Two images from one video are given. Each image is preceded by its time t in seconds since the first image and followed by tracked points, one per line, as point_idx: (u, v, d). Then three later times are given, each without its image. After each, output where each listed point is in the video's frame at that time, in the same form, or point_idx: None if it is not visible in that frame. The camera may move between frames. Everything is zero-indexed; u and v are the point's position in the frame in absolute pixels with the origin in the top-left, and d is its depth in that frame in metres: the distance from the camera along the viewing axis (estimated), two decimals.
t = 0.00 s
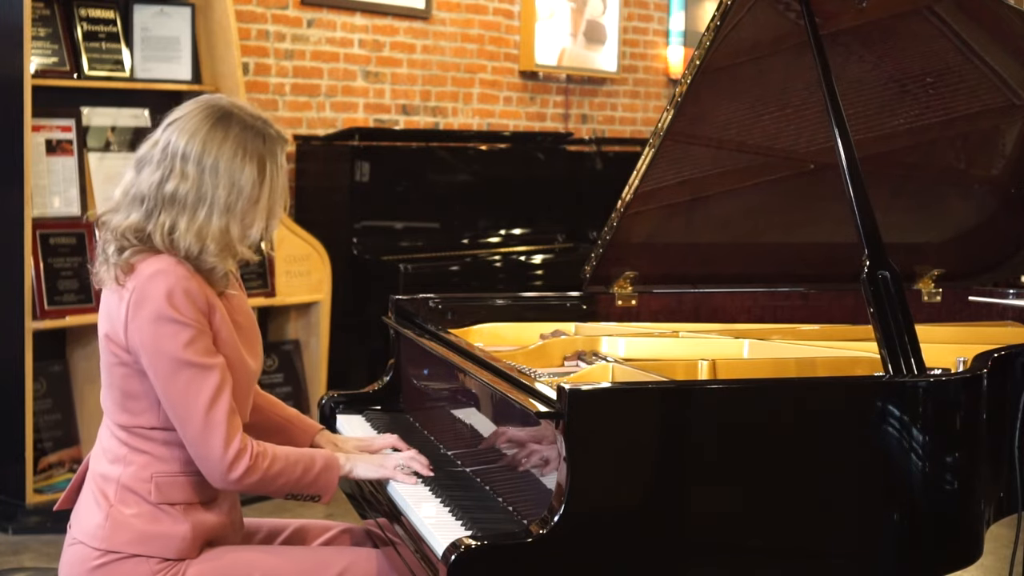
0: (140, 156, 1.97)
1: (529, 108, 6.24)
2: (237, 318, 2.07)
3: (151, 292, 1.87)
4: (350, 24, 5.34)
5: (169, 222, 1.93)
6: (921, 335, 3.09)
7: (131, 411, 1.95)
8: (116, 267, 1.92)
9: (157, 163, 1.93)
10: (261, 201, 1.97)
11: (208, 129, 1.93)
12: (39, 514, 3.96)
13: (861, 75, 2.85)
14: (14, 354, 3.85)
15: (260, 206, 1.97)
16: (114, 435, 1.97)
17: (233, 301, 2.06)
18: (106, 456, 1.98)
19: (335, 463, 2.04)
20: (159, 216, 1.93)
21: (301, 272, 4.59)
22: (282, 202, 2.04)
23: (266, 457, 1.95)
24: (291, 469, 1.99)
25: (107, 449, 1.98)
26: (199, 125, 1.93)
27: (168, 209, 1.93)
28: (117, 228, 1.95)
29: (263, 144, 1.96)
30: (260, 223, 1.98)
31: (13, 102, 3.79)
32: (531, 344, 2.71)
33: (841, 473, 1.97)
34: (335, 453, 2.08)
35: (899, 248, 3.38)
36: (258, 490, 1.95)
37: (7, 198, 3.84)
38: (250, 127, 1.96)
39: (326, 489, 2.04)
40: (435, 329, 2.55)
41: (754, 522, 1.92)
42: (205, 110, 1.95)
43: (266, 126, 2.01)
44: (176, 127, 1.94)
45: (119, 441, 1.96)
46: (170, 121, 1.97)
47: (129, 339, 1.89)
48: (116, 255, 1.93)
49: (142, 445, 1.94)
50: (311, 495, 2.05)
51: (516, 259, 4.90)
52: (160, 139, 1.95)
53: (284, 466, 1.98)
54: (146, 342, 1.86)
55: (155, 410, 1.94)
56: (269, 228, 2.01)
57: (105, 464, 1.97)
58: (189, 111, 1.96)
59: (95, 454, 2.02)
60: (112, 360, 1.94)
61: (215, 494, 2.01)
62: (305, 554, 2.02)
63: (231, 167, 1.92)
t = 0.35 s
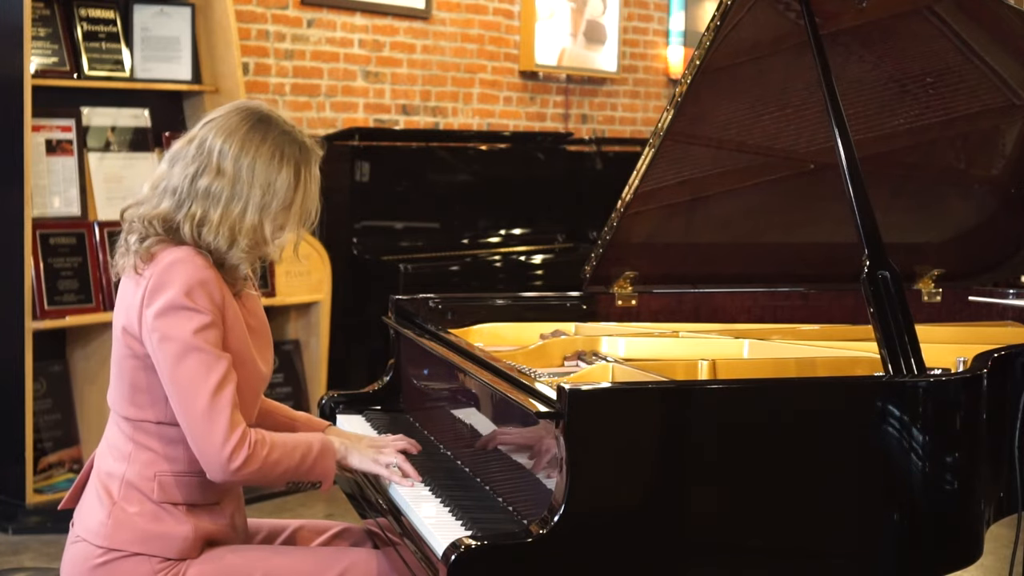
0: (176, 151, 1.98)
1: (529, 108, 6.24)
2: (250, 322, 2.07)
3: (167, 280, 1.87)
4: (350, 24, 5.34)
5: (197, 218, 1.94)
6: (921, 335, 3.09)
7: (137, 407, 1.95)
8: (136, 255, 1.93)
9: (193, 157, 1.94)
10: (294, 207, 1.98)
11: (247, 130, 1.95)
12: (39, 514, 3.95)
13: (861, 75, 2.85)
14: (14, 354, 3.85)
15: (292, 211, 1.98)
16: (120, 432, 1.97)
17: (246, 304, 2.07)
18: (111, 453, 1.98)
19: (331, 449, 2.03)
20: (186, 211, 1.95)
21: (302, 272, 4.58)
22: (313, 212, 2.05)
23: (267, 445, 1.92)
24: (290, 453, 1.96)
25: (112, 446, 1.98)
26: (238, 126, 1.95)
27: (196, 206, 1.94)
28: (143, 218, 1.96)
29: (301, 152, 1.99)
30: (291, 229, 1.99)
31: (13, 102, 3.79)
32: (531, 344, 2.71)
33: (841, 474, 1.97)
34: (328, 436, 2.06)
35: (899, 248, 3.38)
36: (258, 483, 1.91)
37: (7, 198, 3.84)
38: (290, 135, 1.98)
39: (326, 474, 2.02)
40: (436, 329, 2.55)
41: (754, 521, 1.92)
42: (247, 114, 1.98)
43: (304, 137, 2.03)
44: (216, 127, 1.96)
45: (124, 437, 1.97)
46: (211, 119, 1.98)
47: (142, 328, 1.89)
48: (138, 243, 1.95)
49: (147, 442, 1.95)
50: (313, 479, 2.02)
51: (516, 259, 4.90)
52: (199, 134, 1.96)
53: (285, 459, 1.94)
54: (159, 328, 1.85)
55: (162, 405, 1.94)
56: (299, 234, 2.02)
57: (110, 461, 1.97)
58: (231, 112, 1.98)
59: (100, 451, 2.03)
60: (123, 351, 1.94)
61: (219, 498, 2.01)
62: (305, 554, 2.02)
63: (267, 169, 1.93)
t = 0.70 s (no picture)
0: (194, 150, 1.99)
1: (529, 108, 6.24)
2: (253, 323, 2.07)
3: (174, 276, 1.88)
4: (351, 24, 5.34)
5: (212, 218, 1.95)
6: (921, 335, 3.09)
7: (139, 403, 1.95)
8: (145, 249, 1.93)
9: (213, 156, 1.95)
10: (311, 215, 2.00)
11: (269, 135, 1.97)
12: (39, 514, 3.96)
13: (861, 75, 2.85)
14: (14, 354, 3.85)
15: (309, 220, 2.00)
16: (121, 428, 1.97)
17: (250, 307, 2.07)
18: (112, 450, 1.98)
19: (343, 432, 2.01)
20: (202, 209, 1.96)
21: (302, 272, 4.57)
22: (328, 223, 2.07)
23: (273, 440, 1.90)
24: (298, 446, 1.94)
25: (113, 444, 1.99)
26: (260, 132, 1.97)
27: (213, 205, 1.95)
28: (156, 213, 1.97)
29: (321, 162, 2.01)
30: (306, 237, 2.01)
31: (13, 102, 3.79)
32: (531, 344, 2.71)
33: (840, 472, 1.97)
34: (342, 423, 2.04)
35: (898, 248, 3.39)
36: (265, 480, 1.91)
37: (7, 198, 3.84)
38: (310, 145, 2.00)
39: (342, 461, 2.00)
40: (435, 329, 2.55)
41: (754, 521, 1.92)
42: (271, 121, 2.00)
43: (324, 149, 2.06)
44: (237, 130, 1.97)
45: (125, 433, 1.97)
46: (232, 122, 2.00)
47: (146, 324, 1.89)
48: (148, 238, 1.95)
49: (148, 438, 1.95)
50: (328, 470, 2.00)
51: (516, 259, 4.90)
52: (220, 135, 1.98)
53: (292, 455, 1.93)
54: (164, 323, 1.85)
55: (163, 401, 1.94)
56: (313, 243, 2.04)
57: (110, 458, 1.97)
58: (254, 117, 2.00)
59: (101, 449, 2.03)
60: (128, 346, 1.95)
61: (219, 497, 2.01)
62: (305, 553, 2.02)
63: (289, 175, 1.95)
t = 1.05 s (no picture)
0: (213, 156, 1.99)
1: (529, 108, 6.24)
2: (257, 329, 2.06)
3: (179, 275, 1.88)
4: (351, 24, 5.34)
5: (231, 225, 1.95)
6: (921, 335, 3.09)
7: (138, 398, 1.95)
8: (157, 246, 1.93)
9: (236, 165, 1.95)
10: (330, 228, 2.01)
11: (292, 148, 1.98)
12: (39, 514, 3.95)
13: (861, 75, 2.85)
14: (15, 354, 3.85)
15: (329, 234, 2.02)
16: (120, 424, 1.97)
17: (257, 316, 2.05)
18: (111, 445, 1.98)
19: (322, 448, 2.01)
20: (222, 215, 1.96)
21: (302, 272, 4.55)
22: (344, 237, 2.09)
23: (253, 451, 1.90)
24: (275, 458, 1.94)
25: (113, 439, 1.98)
26: (282, 145, 1.98)
27: (234, 213, 1.95)
28: (172, 214, 1.96)
29: (341, 176, 2.03)
30: (326, 251, 2.03)
31: (13, 102, 3.79)
32: (531, 344, 2.71)
33: (840, 468, 1.97)
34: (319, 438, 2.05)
35: (898, 248, 3.39)
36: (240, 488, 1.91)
37: (7, 198, 3.84)
38: (330, 160, 2.02)
39: (315, 474, 2.01)
40: (435, 329, 2.55)
41: (755, 520, 1.92)
42: (293, 133, 2.01)
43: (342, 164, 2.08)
44: (259, 139, 1.98)
45: (124, 428, 1.97)
46: (254, 131, 2.00)
47: (150, 319, 1.89)
48: (161, 236, 1.94)
49: (147, 433, 1.94)
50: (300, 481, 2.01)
51: (516, 259, 4.91)
52: (242, 142, 1.98)
53: (269, 467, 1.93)
54: (166, 322, 1.85)
55: (163, 397, 1.94)
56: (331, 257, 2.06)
57: (110, 454, 1.97)
58: (276, 129, 2.01)
59: (100, 446, 2.02)
60: (131, 341, 1.94)
61: (218, 494, 2.01)
62: (304, 553, 2.02)
63: (313, 188, 1.97)
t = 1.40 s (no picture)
0: (226, 157, 1.99)
1: (529, 108, 6.25)
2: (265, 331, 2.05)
3: (193, 273, 1.88)
4: (351, 24, 5.34)
5: (244, 226, 1.95)
6: (921, 335, 3.09)
7: (146, 394, 1.95)
8: (170, 244, 1.93)
9: (248, 166, 1.96)
10: (343, 231, 2.01)
11: (304, 151, 1.98)
12: (39, 514, 3.95)
13: (861, 75, 2.85)
14: (14, 354, 3.85)
15: (342, 237, 2.01)
16: (126, 419, 1.97)
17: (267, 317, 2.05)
18: (117, 440, 1.98)
19: (333, 441, 2.05)
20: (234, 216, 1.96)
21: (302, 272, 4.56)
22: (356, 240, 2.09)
23: (263, 450, 1.93)
24: (286, 456, 1.97)
25: (119, 434, 1.98)
26: (295, 148, 1.98)
27: (246, 214, 1.95)
28: (185, 213, 1.96)
29: (352, 180, 2.03)
30: (338, 254, 2.02)
31: (13, 102, 3.79)
32: (531, 344, 2.71)
33: (843, 465, 1.97)
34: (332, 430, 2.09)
35: (899, 248, 3.39)
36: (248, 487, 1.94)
37: (7, 198, 3.84)
38: (342, 163, 2.02)
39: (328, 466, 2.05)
40: (436, 329, 2.55)
41: (755, 518, 1.92)
42: (306, 137, 2.01)
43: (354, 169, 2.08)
44: (271, 142, 1.98)
45: (131, 424, 1.97)
46: (267, 133, 2.01)
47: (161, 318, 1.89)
48: (174, 234, 1.94)
49: (155, 429, 1.94)
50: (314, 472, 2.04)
51: (516, 259, 4.91)
52: (254, 144, 1.98)
53: (277, 467, 1.96)
54: (179, 321, 1.86)
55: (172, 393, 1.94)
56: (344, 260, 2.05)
57: (116, 449, 1.97)
58: (289, 132, 2.01)
59: (106, 441, 2.02)
60: (141, 337, 1.94)
61: (224, 491, 2.02)
62: (303, 553, 2.04)
63: (325, 191, 1.97)
